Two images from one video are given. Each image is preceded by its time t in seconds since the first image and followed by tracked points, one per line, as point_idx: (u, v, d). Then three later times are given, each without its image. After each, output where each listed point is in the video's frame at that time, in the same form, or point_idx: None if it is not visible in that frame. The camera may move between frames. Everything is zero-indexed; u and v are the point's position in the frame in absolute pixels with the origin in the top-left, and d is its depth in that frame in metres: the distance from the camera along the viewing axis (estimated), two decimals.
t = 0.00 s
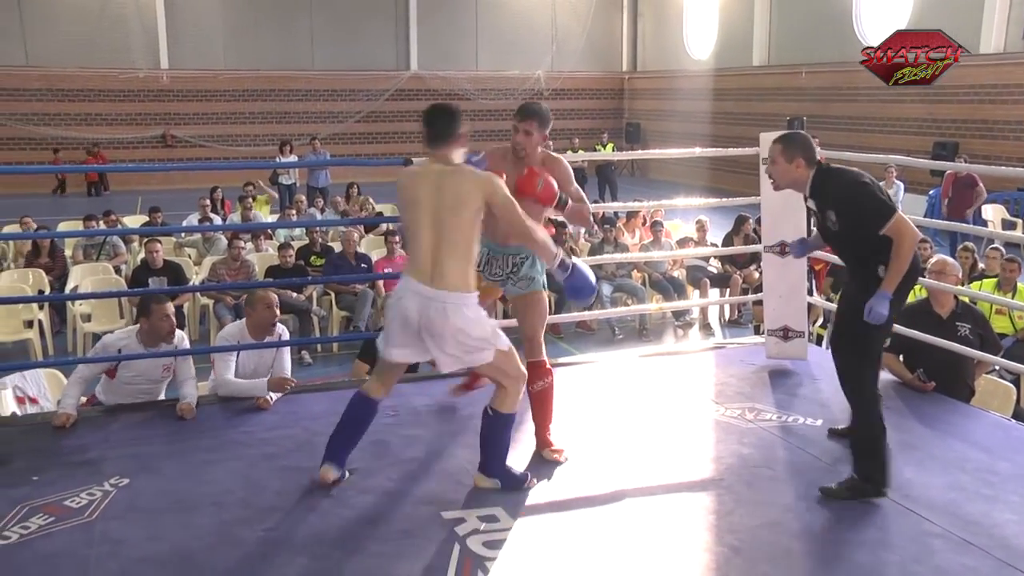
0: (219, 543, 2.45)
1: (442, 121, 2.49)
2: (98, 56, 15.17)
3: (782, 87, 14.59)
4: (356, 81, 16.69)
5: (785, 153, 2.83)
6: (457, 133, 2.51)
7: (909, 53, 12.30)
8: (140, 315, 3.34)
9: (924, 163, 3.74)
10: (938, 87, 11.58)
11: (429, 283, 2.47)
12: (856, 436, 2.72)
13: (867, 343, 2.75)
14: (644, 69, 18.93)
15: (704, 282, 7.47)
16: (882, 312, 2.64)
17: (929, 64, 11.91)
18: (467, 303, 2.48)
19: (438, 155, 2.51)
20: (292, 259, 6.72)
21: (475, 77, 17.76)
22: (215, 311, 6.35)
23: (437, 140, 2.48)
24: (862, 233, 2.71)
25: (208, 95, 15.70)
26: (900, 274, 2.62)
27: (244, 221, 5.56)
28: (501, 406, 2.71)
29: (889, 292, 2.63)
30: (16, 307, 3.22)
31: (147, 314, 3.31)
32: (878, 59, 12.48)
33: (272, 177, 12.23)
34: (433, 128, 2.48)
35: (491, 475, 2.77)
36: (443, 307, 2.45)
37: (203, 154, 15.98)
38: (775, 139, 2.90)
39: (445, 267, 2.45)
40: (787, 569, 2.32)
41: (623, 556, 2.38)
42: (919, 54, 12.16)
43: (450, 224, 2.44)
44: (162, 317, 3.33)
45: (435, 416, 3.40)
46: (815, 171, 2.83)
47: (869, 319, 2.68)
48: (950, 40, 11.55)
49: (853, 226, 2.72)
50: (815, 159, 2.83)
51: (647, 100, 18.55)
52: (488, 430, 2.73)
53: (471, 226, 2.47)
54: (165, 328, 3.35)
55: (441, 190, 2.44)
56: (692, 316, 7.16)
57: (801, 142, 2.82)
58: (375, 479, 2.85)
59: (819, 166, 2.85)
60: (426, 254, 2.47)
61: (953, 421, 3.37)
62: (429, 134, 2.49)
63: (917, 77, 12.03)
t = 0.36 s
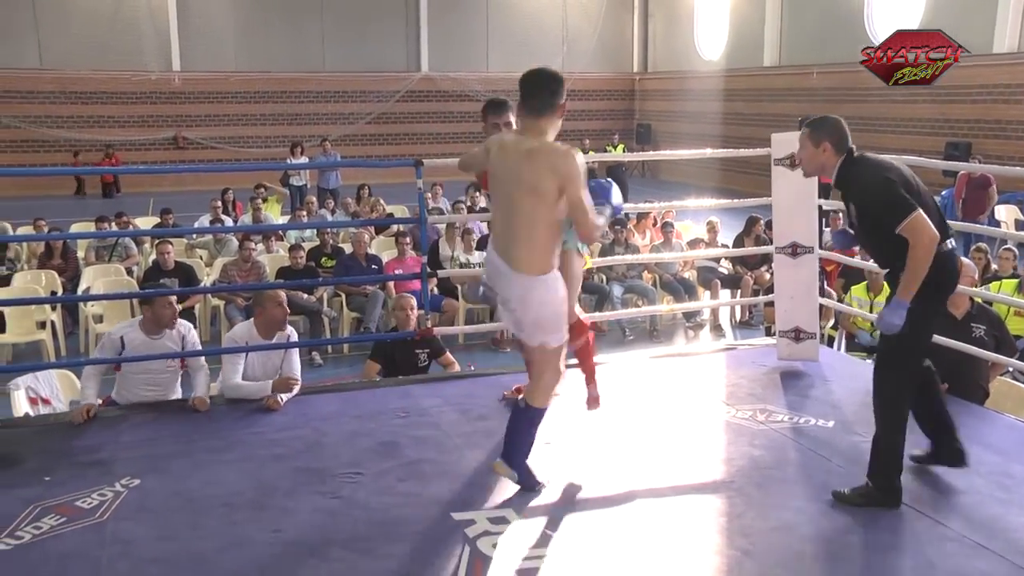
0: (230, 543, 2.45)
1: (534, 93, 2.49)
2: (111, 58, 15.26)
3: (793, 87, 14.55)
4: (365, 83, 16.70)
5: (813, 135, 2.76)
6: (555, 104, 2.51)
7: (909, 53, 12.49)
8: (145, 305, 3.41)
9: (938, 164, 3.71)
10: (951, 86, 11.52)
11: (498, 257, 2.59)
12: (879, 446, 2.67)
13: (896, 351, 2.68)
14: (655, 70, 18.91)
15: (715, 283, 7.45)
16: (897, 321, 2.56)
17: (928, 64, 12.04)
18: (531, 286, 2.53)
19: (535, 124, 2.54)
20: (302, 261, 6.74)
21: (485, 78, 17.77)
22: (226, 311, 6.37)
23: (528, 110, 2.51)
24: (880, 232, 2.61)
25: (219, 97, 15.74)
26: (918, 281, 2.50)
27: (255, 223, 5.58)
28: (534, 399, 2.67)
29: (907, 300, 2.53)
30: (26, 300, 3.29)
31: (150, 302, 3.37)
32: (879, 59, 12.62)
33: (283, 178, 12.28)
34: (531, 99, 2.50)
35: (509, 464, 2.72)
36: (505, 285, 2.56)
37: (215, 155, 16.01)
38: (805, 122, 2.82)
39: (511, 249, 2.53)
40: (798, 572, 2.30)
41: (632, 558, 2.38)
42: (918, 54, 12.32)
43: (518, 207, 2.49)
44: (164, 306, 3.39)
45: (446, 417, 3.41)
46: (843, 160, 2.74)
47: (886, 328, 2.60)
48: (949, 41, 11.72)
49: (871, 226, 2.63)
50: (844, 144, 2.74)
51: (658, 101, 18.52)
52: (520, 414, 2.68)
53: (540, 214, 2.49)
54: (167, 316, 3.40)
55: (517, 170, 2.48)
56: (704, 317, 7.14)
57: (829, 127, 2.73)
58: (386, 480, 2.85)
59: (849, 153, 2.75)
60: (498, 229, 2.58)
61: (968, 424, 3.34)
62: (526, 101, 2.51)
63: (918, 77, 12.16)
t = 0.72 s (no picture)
0: (226, 548, 2.44)
1: (580, 112, 2.39)
2: (109, 61, 15.28)
3: (791, 89, 14.57)
4: (362, 86, 16.71)
5: (839, 137, 2.66)
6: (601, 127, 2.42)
7: (909, 54, 12.47)
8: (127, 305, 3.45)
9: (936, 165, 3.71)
10: (948, 88, 11.53)
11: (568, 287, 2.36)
12: (854, 438, 2.63)
13: (886, 354, 2.62)
14: (652, 73, 18.93)
15: (713, 284, 7.44)
16: (931, 337, 2.43)
17: (929, 64, 12.04)
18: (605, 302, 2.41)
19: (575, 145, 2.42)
20: (300, 264, 6.73)
21: (483, 81, 17.80)
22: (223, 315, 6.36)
23: (577, 127, 2.38)
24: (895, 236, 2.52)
25: (216, 100, 15.74)
26: (943, 292, 2.40)
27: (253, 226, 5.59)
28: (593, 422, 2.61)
29: (934, 313, 2.42)
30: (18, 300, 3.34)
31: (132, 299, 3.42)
32: (879, 59, 12.58)
33: (281, 181, 12.27)
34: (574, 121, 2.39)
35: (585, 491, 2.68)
36: (588, 311, 2.36)
37: (212, 158, 16.00)
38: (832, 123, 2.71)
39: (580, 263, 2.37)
40: None
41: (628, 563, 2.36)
42: (919, 54, 12.32)
43: (582, 221, 2.36)
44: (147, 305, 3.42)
45: (443, 421, 3.40)
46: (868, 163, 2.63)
47: (918, 344, 2.47)
48: (949, 41, 11.69)
49: (890, 231, 2.54)
50: (870, 147, 2.63)
51: (656, 103, 18.55)
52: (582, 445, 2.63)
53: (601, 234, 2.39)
54: (149, 313, 3.43)
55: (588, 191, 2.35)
56: (701, 319, 7.13)
57: (856, 129, 2.63)
58: (383, 484, 2.85)
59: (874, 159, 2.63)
60: (554, 250, 2.37)
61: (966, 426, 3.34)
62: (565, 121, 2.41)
63: (918, 77, 12.13)
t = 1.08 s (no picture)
0: (213, 556, 2.42)
1: (580, 133, 2.30)
2: (96, 67, 15.23)
3: (778, 94, 14.64)
4: (349, 91, 16.69)
5: (851, 160, 2.60)
6: (601, 145, 2.33)
7: (909, 53, 12.24)
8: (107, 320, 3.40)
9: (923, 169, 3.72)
10: (934, 92, 11.57)
11: (569, 314, 2.24)
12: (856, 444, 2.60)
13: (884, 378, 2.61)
14: (639, 77, 18.97)
15: (701, 289, 7.47)
16: (905, 355, 2.47)
17: (929, 64, 11.85)
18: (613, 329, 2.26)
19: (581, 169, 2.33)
20: (287, 269, 6.71)
21: (471, 86, 17.80)
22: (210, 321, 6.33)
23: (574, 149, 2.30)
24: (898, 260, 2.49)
25: (201, 105, 15.69)
26: (930, 319, 2.40)
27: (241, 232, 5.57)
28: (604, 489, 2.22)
29: (917, 336, 2.43)
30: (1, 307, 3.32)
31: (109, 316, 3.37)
32: (879, 59, 12.41)
33: (268, 186, 12.25)
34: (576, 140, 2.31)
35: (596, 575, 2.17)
36: (589, 339, 2.22)
37: (199, 163, 15.94)
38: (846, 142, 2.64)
39: (583, 293, 2.24)
40: None
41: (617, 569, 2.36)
42: (919, 54, 12.11)
43: (591, 242, 2.24)
44: (123, 321, 3.38)
45: (432, 426, 3.39)
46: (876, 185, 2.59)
47: (893, 362, 2.52)
48: (950, 40, 11.51)
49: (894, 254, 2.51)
50: (882, 168, 2.58)
51: (643, 108, 18.61)
52: (592, 518, 2.19)
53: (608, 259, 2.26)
54: (127, 331, 3.38)
55: (590, 206, 2.25)
56: (689, 324, 7.15)
57: (869, 151, 2.57)
58: (371, 490, 2.83)
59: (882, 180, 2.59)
60: (561, 275, 2.26)
61: (952, 428, 3.36)
62: (567, 142, 2.32)
63: (918, 77, 11.95)
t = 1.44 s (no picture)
0: (207, 561, 2.41)
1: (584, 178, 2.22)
2: (90, 71, 15.22)
3: (772, 98, 14.68)
4: (344, 95, 16.68)
5: (888, 172, 2.52)
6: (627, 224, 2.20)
7: (910, 54, 12.12)
8: (95, 321, 3.40)
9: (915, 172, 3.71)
10: (929, 96, 11.58)
11: (507, 350, 2.24)
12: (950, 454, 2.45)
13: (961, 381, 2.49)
14: (634, 81, 18.99)
15: (696, 294, 7.47)
16: (988, 359, 2.38)
17: (929, 64, 11.76)
18: (552, 375, 2.21)
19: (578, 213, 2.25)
20: (281, 273, 6.71)
21: (465, 90, 17.79)
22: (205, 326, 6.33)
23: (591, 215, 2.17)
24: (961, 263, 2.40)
25: (197, 109, 15.67)
26: (1008, 316, 2.31)
27: (236, 236, 5.56)
28: (620, 486, 2.23)
29: (996, 336, 2.34)
30: None
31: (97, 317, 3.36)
32: (879, 59, 12.36)
33: (262, 191, 12.25)
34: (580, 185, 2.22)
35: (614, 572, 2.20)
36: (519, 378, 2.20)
37: (194, 168, 15.92)
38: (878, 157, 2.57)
39: (527, 343, 2.21)
40: None
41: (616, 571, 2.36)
42: (919, 55, 11.99)
43: (555, 302, 2.20)
44: (112, 322, 3.37)
45: (428, 430, 3.39)
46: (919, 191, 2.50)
47: (975, 366, 2.41)
48: (949, 41, 11.45)
49: (954, 258, 2.43)
50: (920, 175, 2.51)
51: (637, 112, 18.65)
52: (605, 516, 2.22)
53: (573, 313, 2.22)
54: (115, 331, 3.37)
55: (560, 257, 2.20)
56: (684, 328, 7.15)
57: (908, 163, 2.50)
58: (365, 495, 2.83)
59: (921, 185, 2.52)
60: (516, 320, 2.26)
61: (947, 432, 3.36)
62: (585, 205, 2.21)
63: (918, 77, 11.86)
